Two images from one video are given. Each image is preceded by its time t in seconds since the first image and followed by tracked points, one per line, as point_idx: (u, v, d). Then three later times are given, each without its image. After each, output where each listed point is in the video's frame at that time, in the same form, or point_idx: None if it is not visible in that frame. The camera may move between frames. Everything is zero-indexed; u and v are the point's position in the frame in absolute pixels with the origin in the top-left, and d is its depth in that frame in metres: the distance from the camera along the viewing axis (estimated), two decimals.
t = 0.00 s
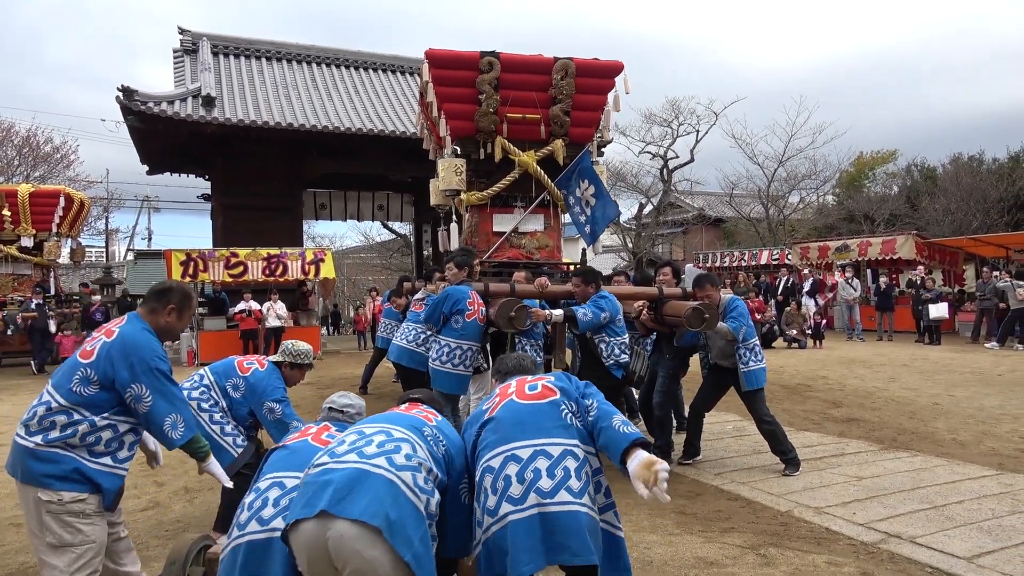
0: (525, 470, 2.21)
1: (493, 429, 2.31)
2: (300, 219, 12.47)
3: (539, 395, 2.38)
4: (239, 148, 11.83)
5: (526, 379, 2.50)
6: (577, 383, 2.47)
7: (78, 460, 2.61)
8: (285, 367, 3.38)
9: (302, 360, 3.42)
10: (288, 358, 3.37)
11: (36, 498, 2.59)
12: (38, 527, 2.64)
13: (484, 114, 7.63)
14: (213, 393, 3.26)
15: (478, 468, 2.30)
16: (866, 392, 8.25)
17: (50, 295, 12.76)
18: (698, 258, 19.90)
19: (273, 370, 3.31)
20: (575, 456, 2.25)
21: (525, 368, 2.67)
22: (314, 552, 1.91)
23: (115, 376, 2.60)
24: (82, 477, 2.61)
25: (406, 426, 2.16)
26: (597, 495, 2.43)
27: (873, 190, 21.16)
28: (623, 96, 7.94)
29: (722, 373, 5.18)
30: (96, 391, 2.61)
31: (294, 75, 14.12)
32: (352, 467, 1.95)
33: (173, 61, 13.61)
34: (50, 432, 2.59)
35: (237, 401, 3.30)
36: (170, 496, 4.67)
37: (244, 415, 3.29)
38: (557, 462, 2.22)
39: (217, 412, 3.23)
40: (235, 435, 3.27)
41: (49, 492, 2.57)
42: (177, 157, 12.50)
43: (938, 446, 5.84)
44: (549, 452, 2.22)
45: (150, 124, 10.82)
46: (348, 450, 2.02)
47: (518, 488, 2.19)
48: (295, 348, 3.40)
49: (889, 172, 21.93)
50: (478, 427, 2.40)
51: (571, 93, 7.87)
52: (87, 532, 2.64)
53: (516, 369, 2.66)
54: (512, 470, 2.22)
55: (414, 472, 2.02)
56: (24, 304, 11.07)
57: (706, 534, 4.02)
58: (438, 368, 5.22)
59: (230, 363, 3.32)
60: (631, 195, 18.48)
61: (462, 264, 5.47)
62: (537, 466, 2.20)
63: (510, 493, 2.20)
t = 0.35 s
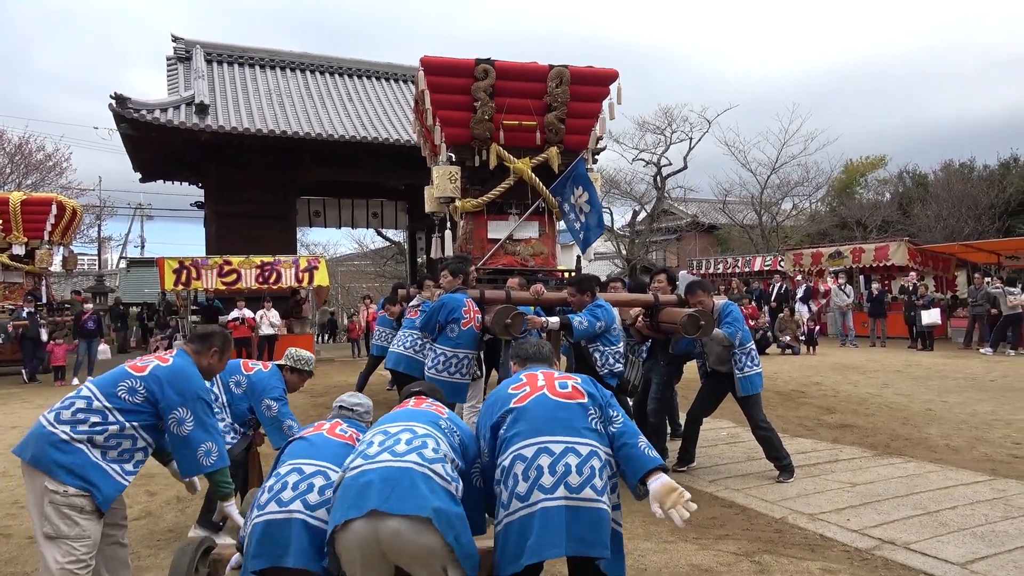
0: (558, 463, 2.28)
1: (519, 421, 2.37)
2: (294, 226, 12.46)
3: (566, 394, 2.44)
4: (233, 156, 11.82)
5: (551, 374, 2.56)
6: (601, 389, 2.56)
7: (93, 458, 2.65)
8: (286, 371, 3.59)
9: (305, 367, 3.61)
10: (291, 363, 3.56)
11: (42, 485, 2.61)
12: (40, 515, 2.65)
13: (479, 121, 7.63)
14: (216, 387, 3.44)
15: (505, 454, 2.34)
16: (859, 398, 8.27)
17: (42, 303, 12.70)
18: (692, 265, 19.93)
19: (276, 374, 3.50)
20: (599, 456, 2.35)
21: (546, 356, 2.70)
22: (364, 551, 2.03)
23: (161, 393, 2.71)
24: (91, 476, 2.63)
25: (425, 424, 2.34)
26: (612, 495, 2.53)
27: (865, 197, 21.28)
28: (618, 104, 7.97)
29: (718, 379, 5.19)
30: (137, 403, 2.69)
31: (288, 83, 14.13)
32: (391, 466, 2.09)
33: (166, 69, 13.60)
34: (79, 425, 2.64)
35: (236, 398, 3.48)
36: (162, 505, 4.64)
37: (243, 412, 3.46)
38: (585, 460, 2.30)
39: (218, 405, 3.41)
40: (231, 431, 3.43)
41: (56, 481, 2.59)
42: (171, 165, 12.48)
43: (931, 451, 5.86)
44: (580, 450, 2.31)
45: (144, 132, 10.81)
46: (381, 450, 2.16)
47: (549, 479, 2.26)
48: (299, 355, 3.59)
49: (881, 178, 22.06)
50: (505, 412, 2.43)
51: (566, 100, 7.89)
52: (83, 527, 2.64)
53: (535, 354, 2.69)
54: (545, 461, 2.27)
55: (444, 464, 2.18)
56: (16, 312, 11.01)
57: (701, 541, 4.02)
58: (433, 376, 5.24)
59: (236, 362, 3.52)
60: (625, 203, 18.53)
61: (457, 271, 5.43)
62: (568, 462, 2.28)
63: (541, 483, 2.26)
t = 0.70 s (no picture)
0: (553, 459, 2.29)
1: (516, 415, 2.36)
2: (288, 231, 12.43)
3: (562, 387, 2.43)
4: (226, 160, 11.80)
5: (546, 362, 2.54)
6: (594, 381, 2.56)
7: (103, 465, 2.63)
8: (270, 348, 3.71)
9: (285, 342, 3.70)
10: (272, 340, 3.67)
11: (51, 487, 2.59)
12: (46, 516, 2.62)
13: (473, 127, 7.63)
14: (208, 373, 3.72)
15: (503, 449, 2.34)
16: (852, 404, 8.29)
17: (33, 308, 12.62)
18: (685, 270, 19.97)
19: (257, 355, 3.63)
20: (593, 452, 2.37)
21: (540, 340, 2.70)
22: (418, 560, 2.09)
23: (172, 410, 2.72)
24: (100, 484, 2.61)
25: (455, 432, 2.36)
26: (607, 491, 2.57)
27: (857, 203, 21.39)
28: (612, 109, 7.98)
29: (714, 384, 5.19)
30: (150, 416, 2.70)
31: (281, 88, 14.13)
32: (440, 478, 2.12)
33: (159, 74, 13.58)
34: (92, 432, 2.62)
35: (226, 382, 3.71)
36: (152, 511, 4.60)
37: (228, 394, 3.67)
38: (580, 457, 2.32)
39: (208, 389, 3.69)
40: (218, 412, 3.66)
41: (66, 484, 2.57)
42: (164, 169, 12.45)
43: (923, 457, 5.87)
44: (574, 446, 2.32)
45: (136, 136, 10.78)
46: (424, 462, 2.17)
47: (546, 476, 2.28)
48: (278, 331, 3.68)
49: (873, 185, 22.19)
50: (500, 404, 2.43)
51: (559, 106, 7.91)
52: (91, 531, 2.62)
53: (532, 336, 2.68)
54: (542, 458, 2.29)
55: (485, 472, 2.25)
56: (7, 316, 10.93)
57: (694, 547, 4.01)
58: (427, 381, 5.21)
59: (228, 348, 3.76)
60: (619, 208, 18.58)
61: (452, 276, 5.44)
62: (564, 460, 2.29)
63: (538, 479, 2.27)
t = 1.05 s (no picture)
0: (578, 453, 2.31)
1: (542, 406, 2.36)
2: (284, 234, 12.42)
3: (586, 385, 2.43)
4: (222, 163, 11.79)
5: (568, 357, 2.54)
6: (611, 381, 2.59)
7: (107, 465, 2.62)
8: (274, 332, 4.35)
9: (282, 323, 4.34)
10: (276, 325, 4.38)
11: (57, 485, 2.58)
12: (52, 514, 2.61)
13: (469, 129, 7.65)
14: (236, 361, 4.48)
15: (526, 440, 2.35)
16: (848, 406, 8.29)
17: (27, 311, 12.58)
18: (681, 273, 19.99)
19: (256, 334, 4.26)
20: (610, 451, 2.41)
21: (557, 331, 2.67)
22: (426, 531, 2.08)
23: (176, 412, 2.72)
24: (105, 483, 2.61)
25: (469, 419, 2.42)
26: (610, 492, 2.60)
27: (852, 205, 21.47)
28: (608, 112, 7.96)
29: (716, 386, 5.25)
30: (153, 417, 2.69)
31: (277, 91, 14.12)
32: (455, 454, 2.16)
33: (155, 76, 13.55)
34: (96, 432, 2.62)
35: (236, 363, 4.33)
36: (147, 515, 4.58)
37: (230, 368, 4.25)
38: (600, 454, 2.35)
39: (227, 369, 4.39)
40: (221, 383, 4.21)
41: (72, 482, 2.57)
42: (159, 172, 12.43)
43: (919, 459, 5.89)
44: (595, 443, 2.35)
45: (132, 139, 10.77)
46: (441, 440, 2.21)
47: (569, 470, 2.30)
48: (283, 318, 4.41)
49: (868, 187, 22.27)
50: (525, 396, 2.40)
51: (556, 109, 7.90)
52: (98, 527, 2.62)
53: (549, 326, 2.66)
54: (567, 452, 2.31)
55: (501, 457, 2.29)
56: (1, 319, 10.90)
57: (691, 549, 4.01)
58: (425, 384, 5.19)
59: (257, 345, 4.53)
60: (615, 211, 18.60)
61: (450, 279, 5.43)
62: (586, 455, 2.32)
63: (562, 472, 2.30)
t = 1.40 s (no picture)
0: (570, 455, 2.33)
1: (534, 407, 2.36)
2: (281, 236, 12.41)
3: (576, 383, 2.42)
4: (218, 166, 11.78)
5: (559, 351, 2.51)
6: (601, 372, 2.57)
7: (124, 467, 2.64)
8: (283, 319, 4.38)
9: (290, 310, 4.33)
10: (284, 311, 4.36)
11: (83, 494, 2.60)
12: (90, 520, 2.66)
13: (466, 131, 7.66)
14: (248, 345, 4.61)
15: (519, 440, 2.35)
16: (845, 406, 8.31)
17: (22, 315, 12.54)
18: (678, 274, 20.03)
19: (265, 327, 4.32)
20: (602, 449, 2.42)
21: (546, 323, 2.66)
22: (416, 517, 2.08)
23: (177, 407, 2.70)
24: (124, 485, 2.63)
25: (463, 413, 2.45)
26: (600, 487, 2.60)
27: (848, 206, 21.52)
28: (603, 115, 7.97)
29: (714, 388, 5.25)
30: (156, 416, 2.68)
31: (273, 93, 14.12)
32: (446, 442, 2.18)
33: (151, 79, 13.55)
34: (104, 438, 2.62)
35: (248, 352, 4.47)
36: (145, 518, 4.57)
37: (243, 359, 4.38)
38: (592, 453, 2.36)
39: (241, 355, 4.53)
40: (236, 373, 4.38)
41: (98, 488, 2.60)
42: (155, 175, 12.41)
43: (916, 459, 5.90)
44: (587, 443, 2.36)
45: (128, 142, 10.75)
46: (433, 430, 2.24)
47: (562, 471, 2.31)
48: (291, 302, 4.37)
49: (863, 188, 22.33)
50: (514, 394, 2.39)
51: (553, 111, 7.92)
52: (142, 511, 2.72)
53: (538, 318, 2.65)
54: (559, 454, 2.32)
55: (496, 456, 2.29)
56: None
57: (688, 550, 4.01)
58: (423, 387, 5.19)
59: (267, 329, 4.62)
60: (611, 213, 18.62)
61: (449, 282, 5.43)
62: (579, 455, 2.33)
63: (554, 474, 2.30)
